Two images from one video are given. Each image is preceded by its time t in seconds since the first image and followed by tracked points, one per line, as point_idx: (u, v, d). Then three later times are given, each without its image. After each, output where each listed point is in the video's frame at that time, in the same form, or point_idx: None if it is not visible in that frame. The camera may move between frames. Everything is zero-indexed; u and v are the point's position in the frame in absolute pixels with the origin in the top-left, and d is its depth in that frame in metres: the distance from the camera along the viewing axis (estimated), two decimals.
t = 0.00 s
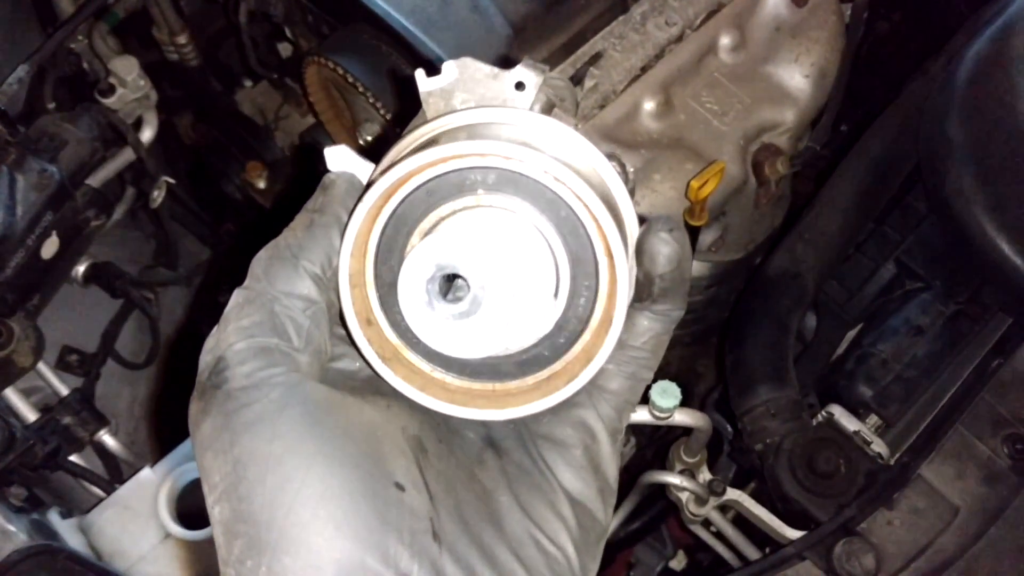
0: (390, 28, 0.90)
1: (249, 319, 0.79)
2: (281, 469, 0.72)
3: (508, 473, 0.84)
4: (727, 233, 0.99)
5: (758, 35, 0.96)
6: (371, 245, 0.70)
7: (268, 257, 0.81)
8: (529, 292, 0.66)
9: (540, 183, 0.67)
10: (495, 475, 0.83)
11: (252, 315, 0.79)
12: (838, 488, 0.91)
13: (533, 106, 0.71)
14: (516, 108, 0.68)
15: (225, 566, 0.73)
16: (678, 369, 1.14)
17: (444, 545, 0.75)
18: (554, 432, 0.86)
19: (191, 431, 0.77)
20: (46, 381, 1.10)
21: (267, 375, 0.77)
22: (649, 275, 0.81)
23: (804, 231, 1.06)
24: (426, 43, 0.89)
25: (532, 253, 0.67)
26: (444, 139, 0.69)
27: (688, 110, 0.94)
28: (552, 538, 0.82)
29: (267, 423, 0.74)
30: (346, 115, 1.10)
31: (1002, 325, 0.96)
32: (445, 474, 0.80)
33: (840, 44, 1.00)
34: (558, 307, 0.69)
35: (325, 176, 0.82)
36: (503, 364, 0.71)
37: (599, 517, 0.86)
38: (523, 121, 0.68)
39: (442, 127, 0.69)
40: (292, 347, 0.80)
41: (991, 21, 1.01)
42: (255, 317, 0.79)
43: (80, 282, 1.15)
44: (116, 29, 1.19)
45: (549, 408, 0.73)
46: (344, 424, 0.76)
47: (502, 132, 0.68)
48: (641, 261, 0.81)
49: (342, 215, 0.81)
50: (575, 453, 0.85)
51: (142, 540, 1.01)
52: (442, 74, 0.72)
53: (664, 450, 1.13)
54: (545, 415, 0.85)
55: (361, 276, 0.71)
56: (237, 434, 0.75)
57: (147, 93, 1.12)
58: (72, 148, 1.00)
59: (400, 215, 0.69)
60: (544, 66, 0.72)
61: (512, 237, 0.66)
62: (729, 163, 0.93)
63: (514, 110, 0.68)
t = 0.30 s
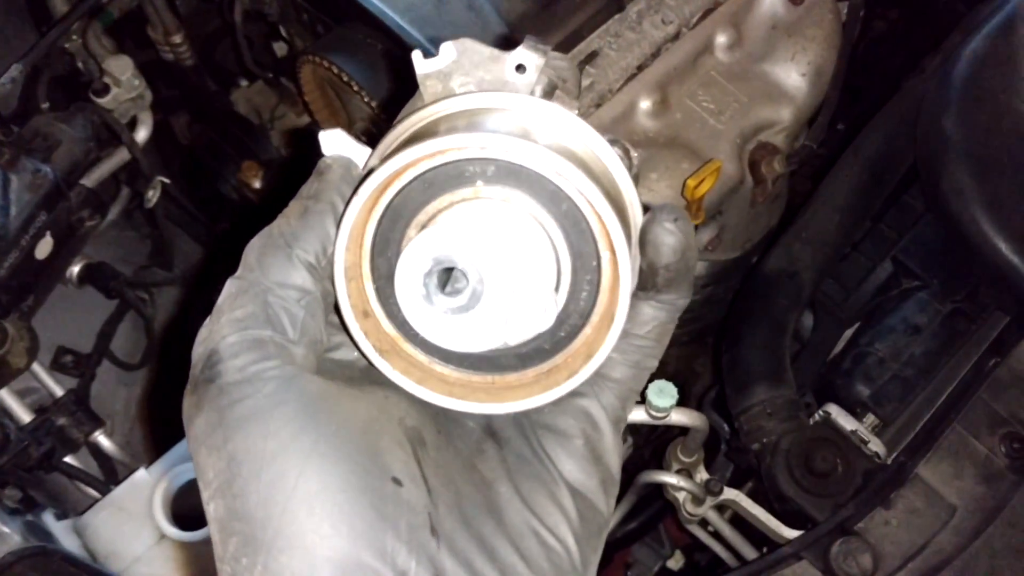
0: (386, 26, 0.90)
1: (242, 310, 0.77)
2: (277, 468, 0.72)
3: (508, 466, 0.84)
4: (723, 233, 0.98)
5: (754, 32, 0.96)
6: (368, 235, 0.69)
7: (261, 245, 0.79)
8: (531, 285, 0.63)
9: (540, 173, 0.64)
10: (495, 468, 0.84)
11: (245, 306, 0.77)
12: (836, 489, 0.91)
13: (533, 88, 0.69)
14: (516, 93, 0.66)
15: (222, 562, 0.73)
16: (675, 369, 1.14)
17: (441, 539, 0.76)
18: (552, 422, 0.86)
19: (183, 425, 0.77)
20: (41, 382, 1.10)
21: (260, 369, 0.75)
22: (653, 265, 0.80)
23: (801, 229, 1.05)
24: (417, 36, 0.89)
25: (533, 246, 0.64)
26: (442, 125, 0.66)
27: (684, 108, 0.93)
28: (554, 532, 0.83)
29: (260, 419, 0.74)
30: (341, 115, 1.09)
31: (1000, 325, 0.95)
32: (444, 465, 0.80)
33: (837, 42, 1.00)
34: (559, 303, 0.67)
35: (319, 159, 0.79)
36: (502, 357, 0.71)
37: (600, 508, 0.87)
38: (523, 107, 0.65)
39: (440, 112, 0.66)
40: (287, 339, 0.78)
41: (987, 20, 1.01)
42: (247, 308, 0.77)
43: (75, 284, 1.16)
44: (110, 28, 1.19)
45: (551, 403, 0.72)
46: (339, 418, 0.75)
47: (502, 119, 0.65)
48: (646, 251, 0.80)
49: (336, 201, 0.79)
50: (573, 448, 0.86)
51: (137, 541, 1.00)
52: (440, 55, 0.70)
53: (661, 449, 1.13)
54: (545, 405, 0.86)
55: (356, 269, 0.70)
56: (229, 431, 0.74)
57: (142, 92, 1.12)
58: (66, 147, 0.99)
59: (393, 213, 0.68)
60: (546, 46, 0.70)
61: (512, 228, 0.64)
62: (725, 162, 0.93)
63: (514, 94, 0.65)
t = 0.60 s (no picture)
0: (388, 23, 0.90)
1: (231, 284, 0.78)
2: (268, 444, 0.73)
3: (507, 444, 0.85)
4: (723, 231, 0.98)
5: (753, 30, 0.96)
6: (362, 204, 0.69)
7: (251, 215, 0.81)
8: (530, 260, 0.63)
9: (538, 141, 0.64)
10: (494, 447, 0.84)
11: (234, 279, 0.79)
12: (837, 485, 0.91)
13: (533, 53, 0.69)
14: (515, 59, 0.66)
15: (211, 541, 0.74)
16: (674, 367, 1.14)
17: (438, 521, 0.77)
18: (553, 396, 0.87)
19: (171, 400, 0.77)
20: (39, 381, 1.09)
21: (250, 343, 0.77)
22: (657, 238, 0.81)
23: (801, 226, 1.05)
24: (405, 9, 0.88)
25: (532, 217, 0.64)
26: (439, 92, 0.66)
27: (682, 105, 0.94)
28: (554, 512, 0.84)
29: (251, 395, 0.75)
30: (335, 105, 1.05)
31: (1001, 320, 0.96)
32: (440, 444, 0.80)
33: (835, 39, 1.00)
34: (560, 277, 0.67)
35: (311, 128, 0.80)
36: (501, 333, 0.71)
37: (601, 488, 0.87)
38: (522, 71, 0.66)
39: (437, 77, 0.67)
40: (278, 313, 0.80)
41: (985, 18, 1.01)
42: (236, 281, 0.78)
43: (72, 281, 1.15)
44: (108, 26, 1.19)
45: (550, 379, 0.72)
46: (331, 393, 0.76)
47: (500, 84, 0.65)
48: (651, 223, 0.80)
49: (327, 169, 0.80)
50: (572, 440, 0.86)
51: (137, 539, 1.00)
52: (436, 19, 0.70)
53: (661, 447, 1.13)
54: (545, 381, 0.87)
55: (349, 241, 0.70)
56: (218, 407, 0.75)
57: (140, 90, 1.10)
58: (64, 145, 0.99)
59: (388, 182, 0.68)
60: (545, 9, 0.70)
61: (510, 198, 0.63)
62: (724, 159, 0.94)
63: (513, 59, 0.65)
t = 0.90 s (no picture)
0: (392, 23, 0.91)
1: (230, 264, 0.79)
2: (268, 427, 0.74)
3: (507, 425, 0.87)
4: (725, 225, 0.98)
5: (754, 26, 0.96)
6: (361, 181, 0.69)
7: (248, 195, 0.81)
8: (533, 239, 0.63)
9: (540, 117, 0.64)
10: (495, 429, 0.86)
11: (233, 259, 0.79)
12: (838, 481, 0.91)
13: (535, 27, 0.70)
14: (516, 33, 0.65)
15: (211, 525, 0.75)
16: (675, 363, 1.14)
17: (439, 503, 0.79)
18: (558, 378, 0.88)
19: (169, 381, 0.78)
20: (39, 378, 1.09)
21: (248, 325, 0.77)
22: (661, 216, 0.82)
23: (801, 222, 1.05)
24: None
25: (535, 195, 0.64)
26: (439, 68, 0.66)
27: (684, 102, 0.94)
28: (557, 494, 0.85)
29: (249, 377, 0.75)
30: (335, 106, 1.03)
31: (1000, 317, 0.96)
32: (441, 425, 0.82)
33: (836, 35, 1.00)
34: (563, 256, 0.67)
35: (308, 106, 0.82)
36: (502, 314, 0.71)
37: (604, 468, 0.88)
38: (524, 47, 0.65)
39: (438, 53, 0.67)
40: (277, 294, 0.80)
41: (985, 13, 1.01)
42: (235, 261, 0.79)
43: (72, 279, 1.16)
44: (108, 22, 1.18)
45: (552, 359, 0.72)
46: (330, 375, 0.77)
47: (502, 60, 0.65)
48: (655, 202, 0.81)
49: (326, 147, 0.81)
50: (574, 427, 0.87)
51: (138, 536, 1.00)
52: None
53: (661, 443, 1.12)
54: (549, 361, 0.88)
55: (348, 220, 0.70)
56: (216, 390, 0.76)
57: (140, 86, 1.10)
58: (64, 141, 0.99)
59: (387, 161, 0.68)
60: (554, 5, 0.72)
61: (512, 175, 0.63)
62: (725, 155, 0.94)
63: (514, 34, 0.65)
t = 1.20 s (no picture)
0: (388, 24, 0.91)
1: (228, 253, 0.78)
2: (268, 419, 0.74)
3: (512, 411, 0.88)
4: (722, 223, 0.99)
5: (751, 24, 0.96)
6: (362, 170, 0.68)
7: (245, 180, 0.80)
8: (535, 231, 0.62)
9: (543, 106, 0.63)
10: (496, 419, 0.87)
11: (230, 248, 0.78)
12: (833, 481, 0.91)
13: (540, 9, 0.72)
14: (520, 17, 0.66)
15: (211, 519, 0.75)
16: (672, 361, 1.14)
17: (442, 494, 0.79)
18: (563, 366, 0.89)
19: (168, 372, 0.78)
20: (36, 378, 1.09)
21: (247, 315, 0.77)
22: (669, 205, 0.81)
23: (798, 221, 1.05)
24: None
25: (538, 183, 0.63)
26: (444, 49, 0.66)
27: (682, 100, 0.93)
28: (560, 484, 0.86)
29: (249, 369, 0.75)
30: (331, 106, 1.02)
31: (1000, 314, 0.95)
32: (443, 414, 0.83)
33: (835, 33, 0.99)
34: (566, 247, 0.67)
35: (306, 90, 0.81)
36: (504, 304, 0.71)
37: (610, 458, 0.89)
38: (528, 29, 0.65)
39: (442, 36, 0.67)
40: (277, 283, 0.80)
41: (986, 10, 1.00)
42: (233, 249, 0.78)
43: (68, 277, 1.15)
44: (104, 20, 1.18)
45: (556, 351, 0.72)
46: (331, 364, 0.77)
47: (507, 44, 0.65)
48: (662, 190, 0.81)
49: (324, 130, 0.80)
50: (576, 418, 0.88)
51: (133, 536, 0.99)
52: None
53: (658, 441, 1.12)
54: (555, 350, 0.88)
55: (348, 209, 0.70)
56: (216, 382, 0.75)
57: (136, 84, 1.11)
58: (59, 141, 0.99)
59: (388, 150, 0.67)
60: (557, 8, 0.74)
61: (515, 164, 0.63)
62: (723, 153, 0.93)
63: (520, 17, 0.65)
